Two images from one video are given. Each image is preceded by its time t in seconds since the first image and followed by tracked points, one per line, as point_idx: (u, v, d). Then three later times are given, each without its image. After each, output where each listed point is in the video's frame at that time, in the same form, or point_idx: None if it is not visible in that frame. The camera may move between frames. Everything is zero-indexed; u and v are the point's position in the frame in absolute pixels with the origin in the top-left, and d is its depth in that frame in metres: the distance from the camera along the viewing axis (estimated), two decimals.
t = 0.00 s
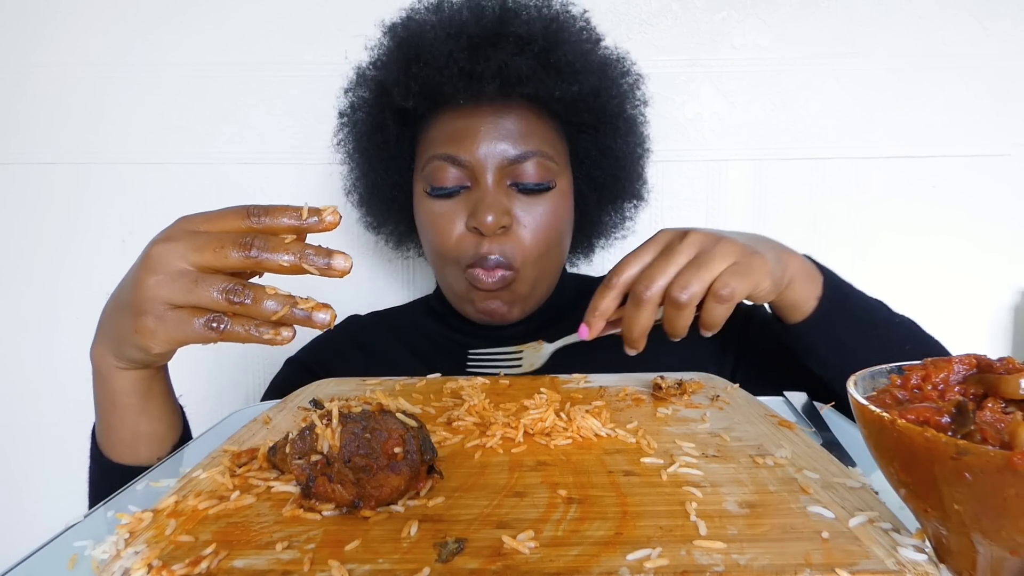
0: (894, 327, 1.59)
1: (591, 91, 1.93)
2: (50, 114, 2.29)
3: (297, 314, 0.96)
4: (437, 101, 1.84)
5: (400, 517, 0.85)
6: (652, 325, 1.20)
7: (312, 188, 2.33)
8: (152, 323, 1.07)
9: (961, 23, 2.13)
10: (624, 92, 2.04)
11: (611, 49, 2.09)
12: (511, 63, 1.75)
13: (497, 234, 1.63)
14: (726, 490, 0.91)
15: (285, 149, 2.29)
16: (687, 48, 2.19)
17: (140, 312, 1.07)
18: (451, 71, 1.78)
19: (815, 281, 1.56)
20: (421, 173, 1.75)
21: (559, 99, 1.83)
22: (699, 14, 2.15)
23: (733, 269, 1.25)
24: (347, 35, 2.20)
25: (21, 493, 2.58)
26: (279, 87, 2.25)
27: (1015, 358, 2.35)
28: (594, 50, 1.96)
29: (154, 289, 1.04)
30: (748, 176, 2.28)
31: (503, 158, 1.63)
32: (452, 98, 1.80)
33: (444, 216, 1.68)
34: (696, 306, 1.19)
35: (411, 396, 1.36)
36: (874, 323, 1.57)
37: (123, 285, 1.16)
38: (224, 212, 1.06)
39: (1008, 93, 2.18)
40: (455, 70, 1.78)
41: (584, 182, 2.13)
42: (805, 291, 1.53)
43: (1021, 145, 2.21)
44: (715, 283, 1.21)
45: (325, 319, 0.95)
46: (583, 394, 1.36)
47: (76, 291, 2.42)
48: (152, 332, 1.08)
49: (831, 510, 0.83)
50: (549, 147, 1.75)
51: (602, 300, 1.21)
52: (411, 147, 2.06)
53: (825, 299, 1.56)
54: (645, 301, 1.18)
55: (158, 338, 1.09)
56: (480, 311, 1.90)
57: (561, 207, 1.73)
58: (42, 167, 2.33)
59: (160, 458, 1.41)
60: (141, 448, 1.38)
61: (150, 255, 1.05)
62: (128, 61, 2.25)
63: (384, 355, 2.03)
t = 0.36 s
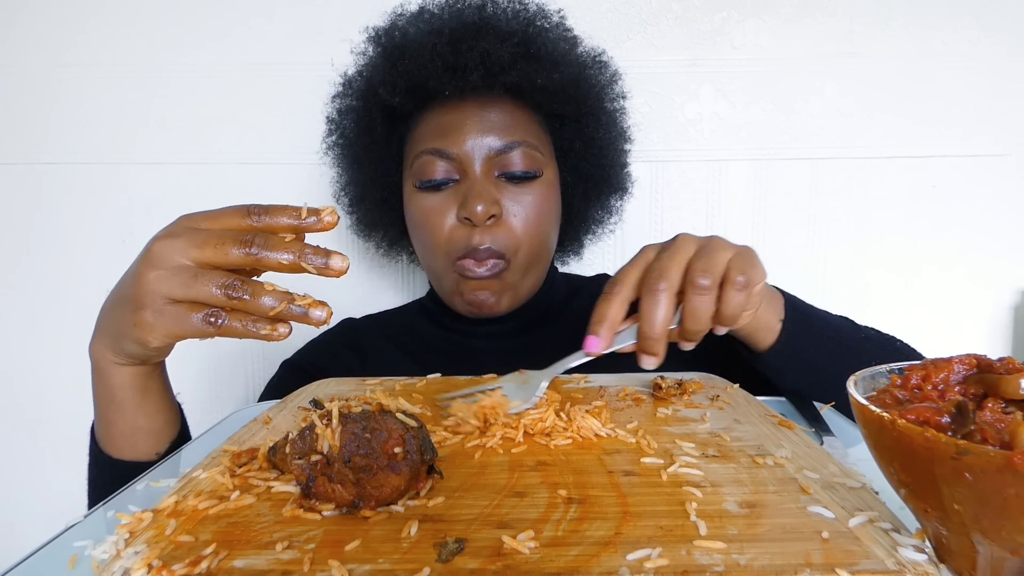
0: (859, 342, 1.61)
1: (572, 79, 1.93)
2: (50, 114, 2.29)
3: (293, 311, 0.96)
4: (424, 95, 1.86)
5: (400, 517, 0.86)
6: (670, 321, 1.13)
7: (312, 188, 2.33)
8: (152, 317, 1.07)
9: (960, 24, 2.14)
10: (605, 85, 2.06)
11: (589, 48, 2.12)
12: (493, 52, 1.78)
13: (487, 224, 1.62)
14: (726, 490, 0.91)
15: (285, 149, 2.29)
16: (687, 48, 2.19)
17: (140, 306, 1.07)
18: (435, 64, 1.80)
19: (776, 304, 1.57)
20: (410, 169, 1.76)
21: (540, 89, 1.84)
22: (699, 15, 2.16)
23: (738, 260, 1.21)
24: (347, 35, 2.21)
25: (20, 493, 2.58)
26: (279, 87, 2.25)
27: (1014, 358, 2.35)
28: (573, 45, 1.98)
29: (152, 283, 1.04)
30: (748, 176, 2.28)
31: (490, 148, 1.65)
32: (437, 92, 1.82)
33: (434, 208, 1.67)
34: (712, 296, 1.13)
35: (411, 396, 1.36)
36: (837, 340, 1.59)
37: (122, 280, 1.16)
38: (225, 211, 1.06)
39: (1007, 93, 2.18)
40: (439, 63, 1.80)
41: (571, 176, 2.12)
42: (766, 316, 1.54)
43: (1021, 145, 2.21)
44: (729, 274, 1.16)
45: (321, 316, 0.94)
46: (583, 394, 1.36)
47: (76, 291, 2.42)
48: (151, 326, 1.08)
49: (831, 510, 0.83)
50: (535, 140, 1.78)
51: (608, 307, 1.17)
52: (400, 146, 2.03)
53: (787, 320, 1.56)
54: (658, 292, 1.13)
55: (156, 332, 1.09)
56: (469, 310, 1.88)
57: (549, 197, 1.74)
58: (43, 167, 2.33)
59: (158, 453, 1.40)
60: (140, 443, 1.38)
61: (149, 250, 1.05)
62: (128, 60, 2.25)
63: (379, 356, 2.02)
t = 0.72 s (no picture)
0: (836, 330, 1.61)
1: (545, 78, 1.93)
2: (50, 114, 2.29)
3: (294, 315, 0.97)
4: (396, 107, 1.92)
5: (400, 517, 0.86)
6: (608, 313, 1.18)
7: (312, 188, 2.33)
8: (152, 317, 1.07)
9: (961, 24, 2.14)
10: (585, 81, 2.05)
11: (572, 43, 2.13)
12: (452, 60, 1.81)
13: (464, 229, 1.63)
14: (726, 490, 0.91)
15: (285, 149, 2.29)
16: (687, 48, 2.19)
17: (141, 305, 1.07)
18: (401, 76, 1.85)
19: (744, 294, 1.57)
20: (392, 176, 1.78)
21: (507, 92, 1.85)
22: (699, 15, 2.16)
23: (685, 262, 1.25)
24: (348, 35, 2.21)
25: (21, 493, 2.58)
26: (280, 87, 2.25)
27: (1015, 358, 2.36)
28: (547, 45, 1.98)
29: (153, 283, 1.05)
30: (748, 176, 2.28)
31: (464, 154, 1.65)
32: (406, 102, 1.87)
33: (414, 215, 1.69)
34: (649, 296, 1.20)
35: (411, 396, 1.36)
36: (813, 327, 1.58)
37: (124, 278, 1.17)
38: (229, 214, 1.06)
39: (1008, 92, 2.18)
40: (405, 73, 1.84)
41: (554, 176, 2.11)
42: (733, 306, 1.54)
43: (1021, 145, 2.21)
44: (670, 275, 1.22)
45: (322, 320, 0.96)
46: (583, 394, 1.36)
47: (76, 291, 2.42)
48: (152, 325, 1.08)
49: (831, 510, 0.82)
50: (511, 142, 1.77)
51: (560, 288, 1.18)
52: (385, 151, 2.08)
53: (757, 310, 1.56)
54: (602, 284, 1.17)
55: (157, 331, 1.09)
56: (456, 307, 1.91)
57: (526, 199, 1.73)
58: (42, 167, 2.33)
59: (159, 451, 1.40)
60: (140, 440, 1.38)
61: (152, 250, 1.06)
62: (128, 60, 2.24)
63: (376, 357, 2.02)
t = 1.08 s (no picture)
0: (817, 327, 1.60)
1: (545, 80, 1.95)
2: (50, 114, 2.29)
3: (282, 332, 0.97)
4: (398, 102, 1.91)
5: (400, 517, 0.85)
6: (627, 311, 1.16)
7: (312, 188, 2.33)
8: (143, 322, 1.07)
9: (960, 24, 2.14)
10: (582, 83, 2.07)
11: (567, 47, 2.14)
12: (457, 56, 1.81)
13: (462, 223, 1.63)
14: (726, 490, 0.91)
15: (285, 149, 2.29)
16: (687, 48, 2.19)
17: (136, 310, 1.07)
18: (404, 72, 1.85)
19: (732, 292, 1.56)
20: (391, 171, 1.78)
21: (511, 90, 1.85)
22: (699, 15, 2.16)
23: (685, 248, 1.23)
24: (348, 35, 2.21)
25: (20, 493, 2.58)
26: (280, 87, 2.25)
27: (1015, 358, 2.36)
28: (547, 46, 2.00)
29: (148, 288, 1.04)
30: (748, 176, 2.28)
31: (465, 149, 1.65)
32: (410, 97, 1.87)
33: (413, 210, 1.69)
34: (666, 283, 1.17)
35: (411, 397, 1.36)
36: (797, 323, 1.58)
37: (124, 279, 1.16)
38: (231, 224, 1.05)
39: (1008, 93, 2.18)
40: (408, 69, 1.85)
41: (551, 175, 2.10)
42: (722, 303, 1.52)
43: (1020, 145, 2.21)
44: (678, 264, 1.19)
45: (308, 342, 0.97)
46: (583, 394, 1.36)
47: (76, 291, 2.42)
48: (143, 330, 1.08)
49: (831, 510, 0.82)
50: (510, 140, 1.79)
51: (573, 298, 1.18)
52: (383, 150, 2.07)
53: (743, 307, 1.54)
54: (614, 280, 1.15)
55: (147, 336, 1.09)
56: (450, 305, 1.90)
57: (524, 196, 1.74)
58: (42, 167, 2.33)
59: (156, 451, 1.40)
60: (136, 440, 1.38)
61: (152, 254, 1.05)
62: (127, 60, 2.24)
63: (373, 357, 2.01)
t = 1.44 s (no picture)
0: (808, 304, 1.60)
1: (539, 78, 1.95)
2: (50, 114, 2.29)
3: (258, 404, 0.93)
4: (394, 100, 1.91)
5: (400, 517, 0.86)
6: (584, 273, 1.14)
7: (313, 189, 2.33)
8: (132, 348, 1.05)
9: (960, 24, 2.14)
10: (578, 82, 2.07)
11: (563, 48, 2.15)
12: (453, 53, 1.81)
13: (458, 219, 1.62)
14: (726, 490, 0.91)
15: (285, 149, 2.29)
16: (686, 48, 2.19)
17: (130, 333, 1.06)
18: (399, 70, 1.85)
19: (715, 271, 1.56)
20: (388, 168, 1.78)
21: (505, 88, 1.85)
22: (699, 14, 2.16)
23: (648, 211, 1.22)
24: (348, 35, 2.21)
25: (20, 492, 2.58)
26: (280, 87, 2.25)
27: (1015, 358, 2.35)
28: (542, 45, 2.00)
29: (149, 318, 1.04)
30: (748, 176, 2.28)
31: (461, 147, 1.65)
32: (406, 95, 1.87)
33: (409, 206, 1.69)
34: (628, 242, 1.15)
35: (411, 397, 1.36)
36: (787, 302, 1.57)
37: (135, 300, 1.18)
38: (254, 284, 1.07)
39: (1007, 93, 2.18)
40: (404, 67, 1.85)
41: (547, 173, 2.10)
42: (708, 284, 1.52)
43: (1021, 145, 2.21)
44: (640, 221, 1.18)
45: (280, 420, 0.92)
46: (583, 394, 1.36)
47: (76, 291, 2.42)
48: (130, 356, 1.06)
49: (831, 510, 0.82)
50: (507, 138, 1.79)
51: (533, 278, 1.19)
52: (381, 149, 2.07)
53: (727, 286, 1.55)
54: (572, 248, 1.16)
55: (128, 359, 1.06)
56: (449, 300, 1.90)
57: (520, 193, 1.74)
58: (42, 167, 2.33)
59: (154, 454, 1.41)
60: (134, 443, 1.38)
61: (170, 289, 1.07)
62: (127, 60, 2.24)
63: (370, 357, 2.00)
